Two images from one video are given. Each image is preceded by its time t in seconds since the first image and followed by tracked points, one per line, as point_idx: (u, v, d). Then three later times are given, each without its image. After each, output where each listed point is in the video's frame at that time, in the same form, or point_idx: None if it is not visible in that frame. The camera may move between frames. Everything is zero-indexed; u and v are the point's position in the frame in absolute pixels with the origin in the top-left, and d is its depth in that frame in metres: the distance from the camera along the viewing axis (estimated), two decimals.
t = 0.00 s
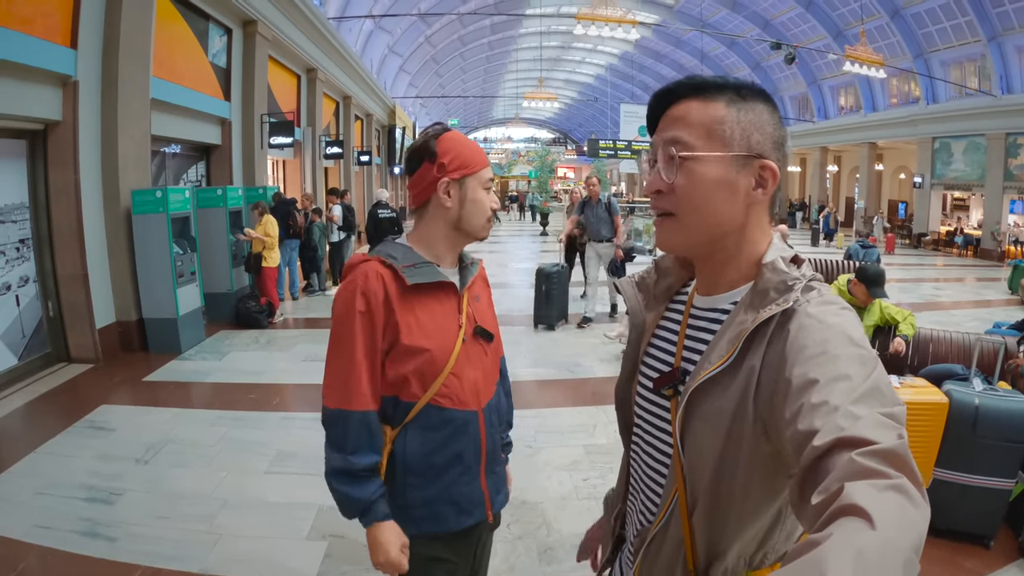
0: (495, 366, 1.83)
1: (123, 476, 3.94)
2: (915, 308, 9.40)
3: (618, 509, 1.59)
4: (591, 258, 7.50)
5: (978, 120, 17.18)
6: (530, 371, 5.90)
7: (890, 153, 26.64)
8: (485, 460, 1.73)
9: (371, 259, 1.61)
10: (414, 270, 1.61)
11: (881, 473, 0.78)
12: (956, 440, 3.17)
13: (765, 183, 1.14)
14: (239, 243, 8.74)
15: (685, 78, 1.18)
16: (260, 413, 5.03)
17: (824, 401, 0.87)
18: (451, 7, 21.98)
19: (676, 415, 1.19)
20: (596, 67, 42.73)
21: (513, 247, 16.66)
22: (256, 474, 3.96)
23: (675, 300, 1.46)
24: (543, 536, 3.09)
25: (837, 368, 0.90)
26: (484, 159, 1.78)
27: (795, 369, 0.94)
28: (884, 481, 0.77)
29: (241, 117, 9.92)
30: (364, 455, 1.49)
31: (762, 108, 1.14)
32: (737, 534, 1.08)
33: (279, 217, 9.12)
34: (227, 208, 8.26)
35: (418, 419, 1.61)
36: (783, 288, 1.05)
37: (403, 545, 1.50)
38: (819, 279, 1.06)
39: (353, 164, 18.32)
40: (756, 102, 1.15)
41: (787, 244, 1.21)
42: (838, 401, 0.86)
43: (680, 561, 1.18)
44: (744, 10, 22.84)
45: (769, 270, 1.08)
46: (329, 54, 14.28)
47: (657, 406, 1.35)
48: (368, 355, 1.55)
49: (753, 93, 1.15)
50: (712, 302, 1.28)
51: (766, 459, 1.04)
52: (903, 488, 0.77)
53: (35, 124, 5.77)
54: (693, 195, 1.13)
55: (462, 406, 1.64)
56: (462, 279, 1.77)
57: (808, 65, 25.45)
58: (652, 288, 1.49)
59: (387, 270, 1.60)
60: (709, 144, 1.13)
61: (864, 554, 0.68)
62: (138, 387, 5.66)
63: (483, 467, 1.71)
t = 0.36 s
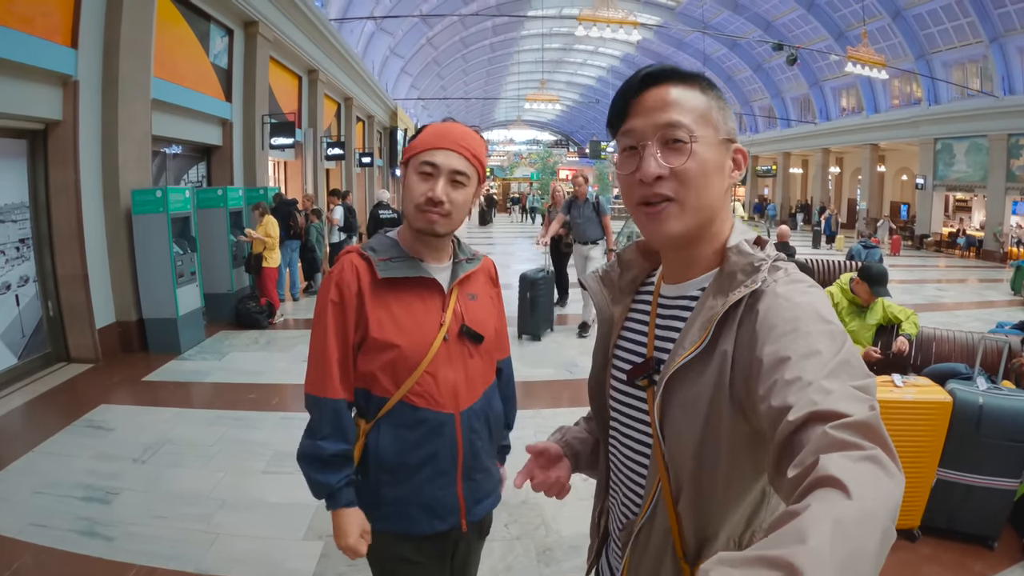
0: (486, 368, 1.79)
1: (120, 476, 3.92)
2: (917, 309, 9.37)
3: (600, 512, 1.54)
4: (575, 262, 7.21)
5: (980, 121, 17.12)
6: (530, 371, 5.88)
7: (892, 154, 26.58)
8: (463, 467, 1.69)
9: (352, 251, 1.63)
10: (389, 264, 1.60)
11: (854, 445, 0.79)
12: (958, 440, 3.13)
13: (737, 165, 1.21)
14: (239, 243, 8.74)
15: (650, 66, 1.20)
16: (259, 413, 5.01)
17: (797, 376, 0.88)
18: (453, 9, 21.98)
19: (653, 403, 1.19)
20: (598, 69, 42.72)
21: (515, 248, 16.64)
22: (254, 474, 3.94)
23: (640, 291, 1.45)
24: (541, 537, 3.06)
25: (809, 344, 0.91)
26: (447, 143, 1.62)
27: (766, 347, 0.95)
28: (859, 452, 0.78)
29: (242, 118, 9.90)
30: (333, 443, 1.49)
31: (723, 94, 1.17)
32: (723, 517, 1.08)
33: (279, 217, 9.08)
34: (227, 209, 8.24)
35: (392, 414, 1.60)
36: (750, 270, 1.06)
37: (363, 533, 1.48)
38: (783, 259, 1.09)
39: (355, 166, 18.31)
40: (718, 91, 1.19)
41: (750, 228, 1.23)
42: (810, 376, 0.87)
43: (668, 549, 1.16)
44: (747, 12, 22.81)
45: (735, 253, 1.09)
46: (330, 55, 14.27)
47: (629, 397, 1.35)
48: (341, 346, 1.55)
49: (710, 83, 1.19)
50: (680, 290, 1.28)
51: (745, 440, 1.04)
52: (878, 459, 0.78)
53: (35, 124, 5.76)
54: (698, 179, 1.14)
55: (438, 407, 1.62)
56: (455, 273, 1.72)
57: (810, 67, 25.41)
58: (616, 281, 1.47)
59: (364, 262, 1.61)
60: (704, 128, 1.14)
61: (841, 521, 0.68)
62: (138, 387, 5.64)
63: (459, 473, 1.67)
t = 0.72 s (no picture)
0: (476, 378, 1.71)
1: (118, 475, 3.91)
2: (916, 309, 9.36)
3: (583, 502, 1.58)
4: (559, 267, 6.73)
5: (980, 121, 17.10)
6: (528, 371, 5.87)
7: (892, 154, 26.55)
8: (434, 475, 1.63)
9: (334, 250, 1.67)
10: (363, 264, 1.59)
11: (844, 446, 0.77)
12: (956, 439, 3.12)
13: (717, 162, 1.22)
14: (238, 245, 8.82)
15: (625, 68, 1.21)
16: (257, 412, 5.01)
17: (785, 376, 0.87)
18: (453, 10, 22.00)
19: (641, 406, 1.18)
20: (598, 70, 42.73)
21: (515, 249, 16.63)
22: (252, 473, 3.93)
23: (624, 293, 1.44)
24: (537, 537, 3.05)
25: (797, 344, 0.90)
26: (424, 141, 1.60)
27: (755, 347, 0.95)
28: (847, 454, 0.76)
29: (242, 118, 9.90)
30: (289, 425, 1.60)
31: (696, 92, 1.19)
32: (715, 514, 1.07)
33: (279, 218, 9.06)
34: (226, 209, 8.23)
35: (362, 415, 1.59)
36: (736, 268, 1.07)
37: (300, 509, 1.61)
38: (770, 259, 1.08)
39: (355, 166, 18.31)
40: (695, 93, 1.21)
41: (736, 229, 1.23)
42: (799, 375, 0.86)
43: (660, 550, 1.15)
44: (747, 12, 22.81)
45: (721, 253, 1.10)
46: (330, 56, 14.28)
47: (614, 398, 1.34)
48: (313, 339, 1.61)
49: (683, 85, 1.20)
50: (666, 290, 1.28)
51: (737, 442, 1.03)
52: (866, 460, 0.76)
53: (35, 124, 5.75)
54: (679, 176, 1.14)
55: (407, 413, 1.58)
56: (438, 274, 1.66)
57: (810, 67, 25.40)
58: (600, 285, 1.47)
59: (341, 261, 1.64)
60: (682, 125, 1.15)
61: (831, 525, 0.67)
62: (136, 387, 5.63)
63: (427, 482, 1.62)
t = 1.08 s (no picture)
0: (469, 391, 1.64)
1: (118, 477, 3.91)
2: (917, 309, 9.37)
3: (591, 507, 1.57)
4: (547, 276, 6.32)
5: (980, 121, 17.10)
6: (530, 373, 5.87)
7: (891, 155, 26.54)
8: (427, 497, 1.55)
9: (320, 256, 1.58)
10: (351, 271, 1.51)
11: (857, 457, 0.78)
12: (957, 440, 3.12)
13: (729, 165, 1.22)
14: (238, 246, 8.78)
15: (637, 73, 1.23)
16: (258, 415, 5.00)
17: (801, 384, 0.88)
18: (452, 11, 22.02)
19: (655, 412, 1.18)
20: (598, 71, 42.75)
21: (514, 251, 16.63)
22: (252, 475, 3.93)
23: (637, 299, 1.44)
24: (538, 540, 3.04)
25: (813, 349, 0.91)
26: (412, 140, 1.51)
27: (771, 354, 0.95)
28: (860, 465, 0.77)
29: (241, 120, 9.90)
30: (278, 450, 1.49)
31: (708, 96, 1.20)
32: (728, 524, 1.07)
33: (279, 220, 9.04)
34: (226, 211, 8.22)
35: (351, 433, 1.50)
36: (753, 273, 1.07)
37: (306, 548, 1.47)
38: (787, 265, 1.09)
39: (354, 168, 18.30)
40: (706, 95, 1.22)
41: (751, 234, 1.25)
42: (815, 382, 0.87)
43: (671, 556, 1.16)
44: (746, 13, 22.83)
45: (737, 257, 1.11)
46: (330, 58, 14.29)
47: (627, 404, 1.34)
48: (298, 354, 1.52)
49: (695, 87, 1.21)
50: (682, 295, 1.28)
51: (753, 449, 1.04)
52: (879, 472, 0.77)
53: (35, 126, 5.75)
54: (686, 180, 1.14)
55: (401, 431, 1.50)
56: (430, 282, 1.59)
57: (809, 67, 25.41)
58: (614, 289, 1.48)
59: (328, 268, 1.56)
60: (688, 130, 1.15)
61: (840, 536, 0.67)
62: (136, 389, 5.63)
63: (422, 503, 1.55)
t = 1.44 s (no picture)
0: (455, 403, 1.63)
1: (119, 478, 3.91)
2: (918, 310, 9.36)
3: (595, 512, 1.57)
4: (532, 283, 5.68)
5: (982, 121, 17.08)
6: (532, 373, 5.87)
7: (893, 155, 26.50)
8: (420, 516, 1.52)
9: (296, 267, 1.50)
10: (332, 284, 1.45)
11: (864, 462, 0.78)
12: (960, 441, 3.12)
13: (730, 169, 1.22)
14: (239, 246, 8.78)
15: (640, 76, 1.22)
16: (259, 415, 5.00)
17: (806, 389, 0.88)
18: (454, 11, 22.02)
19: (659, 416, 1.18)
20: (599, 70, 42.76)
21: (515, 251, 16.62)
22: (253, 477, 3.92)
23: (644, 304, 1.44)
24: (539, 540, 3.04)
25: (817, 355, 0.91)
26: (397, 143, 1.45)
27: (776, 358, 0.95)
28: (867, 469, 0.77)
29: (242, 120, 9.90)
30: (258, 486, 1.40)
31: (708, 99, 1.19)
32: (732, 529, 1.08)
33: (280, 220, 9.03)
34: (227, 211, 8.23)
35: (339, 457, 1.44)
36: (756, 277, 1.07)
37: None
38: (789, 267, 1.09)
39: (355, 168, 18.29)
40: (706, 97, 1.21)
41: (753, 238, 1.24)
42: (819, 387, 0.87)
43: (672, 563, 1.15)
44: (748, 13, 22.81)
45: (739, 261, 1.11)
46: (332, 58, 14.29)
47: (633, 410, 1.34)
48: (275, 376, 1.43)
49: (697, 90, 1.20)
50: (686, 299, 1.28)
51: (756, 453, 1.03)
52: (886, 476, 0.77)
53: (35, 126, 5.74)
54: (690, 185, 1.14)
55: (392, 451, 1.46)
56: (415, 293, 1.57)
57: (810, 68, 25.39)
58: (621, 295, 1.48)
59: (308, 282, 1.48)
60: (689, 134, 1.15)
61: (847, 541, 0.68)
62: (137, 389, 5.63)
63: (416, 523, 1.51)
